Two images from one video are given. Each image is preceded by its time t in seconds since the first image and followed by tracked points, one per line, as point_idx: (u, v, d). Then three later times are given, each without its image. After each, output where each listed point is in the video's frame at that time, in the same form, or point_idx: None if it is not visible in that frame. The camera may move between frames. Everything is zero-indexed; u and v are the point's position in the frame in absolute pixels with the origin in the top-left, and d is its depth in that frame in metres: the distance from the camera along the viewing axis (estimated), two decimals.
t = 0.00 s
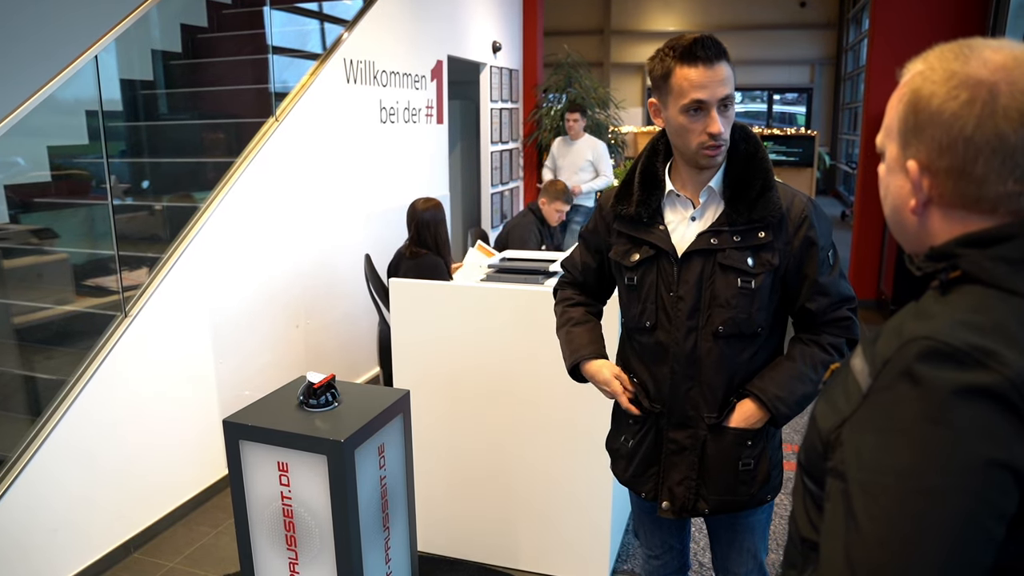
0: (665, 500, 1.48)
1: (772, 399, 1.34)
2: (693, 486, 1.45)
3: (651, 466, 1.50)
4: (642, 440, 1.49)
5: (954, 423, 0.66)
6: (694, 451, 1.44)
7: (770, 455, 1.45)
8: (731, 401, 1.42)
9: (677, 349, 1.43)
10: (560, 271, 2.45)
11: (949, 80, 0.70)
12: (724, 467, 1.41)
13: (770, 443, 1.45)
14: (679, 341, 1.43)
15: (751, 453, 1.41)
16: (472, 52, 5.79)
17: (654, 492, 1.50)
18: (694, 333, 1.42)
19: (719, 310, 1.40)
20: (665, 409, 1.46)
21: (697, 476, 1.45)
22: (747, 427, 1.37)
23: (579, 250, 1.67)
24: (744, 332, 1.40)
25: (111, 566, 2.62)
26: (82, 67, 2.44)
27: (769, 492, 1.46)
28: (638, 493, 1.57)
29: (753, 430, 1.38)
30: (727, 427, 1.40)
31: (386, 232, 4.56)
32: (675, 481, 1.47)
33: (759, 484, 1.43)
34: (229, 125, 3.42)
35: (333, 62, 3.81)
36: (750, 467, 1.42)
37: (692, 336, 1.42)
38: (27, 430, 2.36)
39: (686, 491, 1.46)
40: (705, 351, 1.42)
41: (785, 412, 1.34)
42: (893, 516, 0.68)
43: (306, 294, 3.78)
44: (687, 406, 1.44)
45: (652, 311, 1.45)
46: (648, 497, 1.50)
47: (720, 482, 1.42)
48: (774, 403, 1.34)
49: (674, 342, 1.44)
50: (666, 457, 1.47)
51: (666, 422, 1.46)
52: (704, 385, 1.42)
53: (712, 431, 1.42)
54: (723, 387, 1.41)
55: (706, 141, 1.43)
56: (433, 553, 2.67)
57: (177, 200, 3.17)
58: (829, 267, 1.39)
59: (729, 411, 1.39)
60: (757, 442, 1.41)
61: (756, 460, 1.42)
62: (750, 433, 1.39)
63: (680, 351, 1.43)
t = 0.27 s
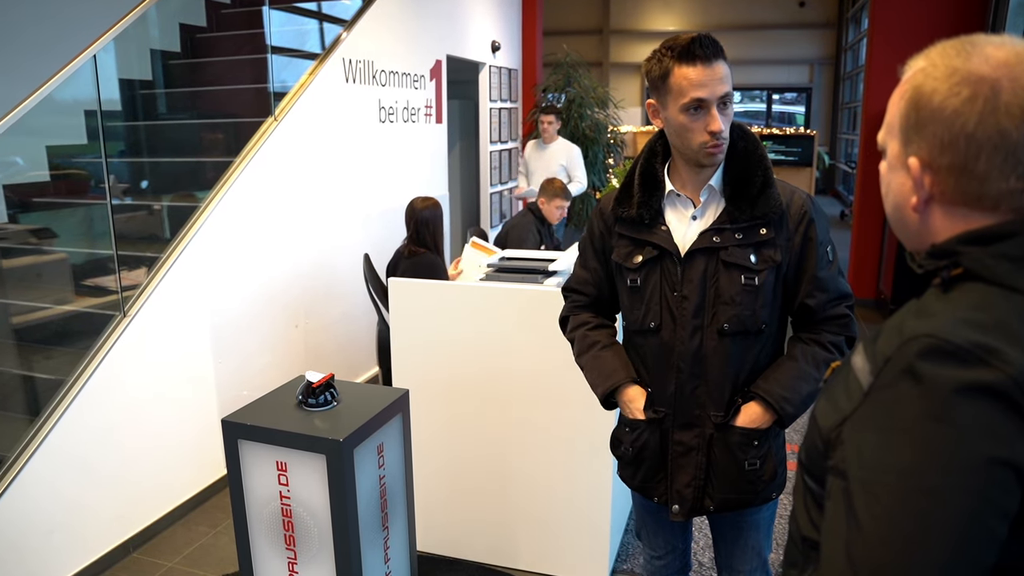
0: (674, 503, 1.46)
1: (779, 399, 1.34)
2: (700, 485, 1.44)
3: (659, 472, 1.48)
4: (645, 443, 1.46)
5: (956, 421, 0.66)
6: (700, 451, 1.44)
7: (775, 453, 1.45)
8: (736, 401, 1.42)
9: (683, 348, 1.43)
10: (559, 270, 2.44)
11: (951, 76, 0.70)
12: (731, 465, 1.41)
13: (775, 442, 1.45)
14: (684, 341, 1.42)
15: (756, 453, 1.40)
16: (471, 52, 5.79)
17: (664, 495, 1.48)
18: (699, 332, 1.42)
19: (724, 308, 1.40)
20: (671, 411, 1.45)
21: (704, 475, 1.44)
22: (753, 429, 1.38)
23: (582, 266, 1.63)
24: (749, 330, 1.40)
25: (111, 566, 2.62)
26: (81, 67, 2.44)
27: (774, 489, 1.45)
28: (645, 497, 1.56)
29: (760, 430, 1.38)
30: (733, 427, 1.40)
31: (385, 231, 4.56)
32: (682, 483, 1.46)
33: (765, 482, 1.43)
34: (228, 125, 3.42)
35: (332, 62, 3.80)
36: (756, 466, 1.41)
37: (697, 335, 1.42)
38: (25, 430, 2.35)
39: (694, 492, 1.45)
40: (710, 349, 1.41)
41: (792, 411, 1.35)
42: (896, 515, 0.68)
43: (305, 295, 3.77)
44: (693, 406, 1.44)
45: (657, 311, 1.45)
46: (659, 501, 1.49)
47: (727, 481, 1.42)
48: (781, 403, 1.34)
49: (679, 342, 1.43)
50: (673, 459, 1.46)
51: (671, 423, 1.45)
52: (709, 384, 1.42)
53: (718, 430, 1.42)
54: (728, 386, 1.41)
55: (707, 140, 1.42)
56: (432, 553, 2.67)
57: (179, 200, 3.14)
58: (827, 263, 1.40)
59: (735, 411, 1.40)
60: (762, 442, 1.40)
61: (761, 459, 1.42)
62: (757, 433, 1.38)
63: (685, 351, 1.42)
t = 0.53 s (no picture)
0: (675, 502, 1.46)
1: (780, 397, 1.35)
2: (701, 484, 1.44)
3: (659, 471, 1.48)
4: (646, 441, 1.46)
5: (954, 421, 0.66)
6: (701, 450, 1.44)
7: (775, 452, 1.45)
8: (737, 400, 1.42)
9: (684, 348, 1.43)
10: (558, 270, 2.44)
11: (948, 76, 0.71)
12: (732, 464, 1.41)
13: (775, 441, 1.45)
14: (686, 340, 1.42)
15: (757, 452, 1.40)
16: (470, 52, 5.79)
17: (665, 495, 1.48)
18: (700, 331, 1.42)
19: (725, 307, 1.40)
20: (671, 411, 1.45)
21: (705, 474, 1.44)
22: (753, 428, 1.38)
23: (585, 270, 1.63)
24: (749, 329, 1.40)
25: (109, 565, 2.62)
26: (79, 66, 2.44)
27: (774, 489, 1.45)
28: (646, 497, 1.56)
29: (760, 429, 1.38)
30: (734, 426, 1.40)
31: (384, 231, 4.56)
32: (683, 482, 1.46)
33: (766, 481, 1.43)
34: (227, 125, 3.41)
35: (331, 62, 3.80)
36: (756, 465, 1.41)
37: (698, 335, 1.42)
38: (23, 430, 2.35)
39: (695, 491, 1.45)
40: (712, 349, 1.42)
41: (792, 410, 1.35)
42: (894, 515, 0.68)
43: (304, 294, 3.77)
44: (694, 406, 1.44)
45: (658, 311, 1.45)
46: (660, 501, 1.49)
47: (729, 480, 1.42)
48: (782, 402, 1.35)
49: (680, 341, 1.43)
50: (674, 458, 1.46)
51: (672, 422, 1.45)
52: (710, 383, 1.42)
53: (719, 429, 1.42)
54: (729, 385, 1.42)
55: (706, 140, 1.43)
56: (430, 553, 2.67)
57: (181, 201, 3.10)
58: (826, 262, 1.40)
59: (735, 410, 1.40)
60: (763, 441, 1.40)
61: (761, 459, 1.42)
62: (757, 432, 1.38)
63: (686, 350, 1.43)
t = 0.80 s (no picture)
0: (673, 501, 1.47)
1: (778, 398, 1.35)
2: (699, 484, 1.45)
3: (657, 470, 1.48)
4: (645, 440, 1.46)
5: (956, 425, 0.66)
6: (699, 450, 1.44)
7: (774, 453, 1.45)
8: (736, 401, 1.42)
9: (683, 348, 1.43)
10: (557, 270, 2.44)
11: (965, 68, 0.70)
12: (730, 464, 1.42)
13: (774, 442, 1.45)
14: (685, 340, 1.43)
15: (756, 452, 1.41)
16: (469, 52, 5.79)
17: (663, 495, 1.49)
18: (699, 331, 1.42)
19: (724, 308, 1.40)
20: (669, 410, 1.46)
21: (703, 474, 1.45)
22: (751, 428, 1.39)
23: (586, 269, 1.63)
24: (748, 329, 1.40)
25: (109, 565, 2.62)
26: (79, 66, 2.44)
27: (773, 489, 1.46)
28: (644, 496, 1.56)
29: (759, 429, 1.39)
30: (732, 426, 1.40)
31: (383, 232, 4.56)
32: (681, 482, 1.46)
33: (764, 481, 1.43)
34: (227, 125, 3.41)
35: (330, 62, 3.81)
36: (754, 466, 1.41)
37: (697, 335, 1.42)
38: (23, 430, 2.35)
39: (693, 491, 1.45)
40: (710, 349, 1.42)
41: (791, 411, 1.36)
42: (896, 517, 0.69)
43: (303, 294, 3.77)
44: (693, 406, 1.44)
45: (658, 310, 1.46)
46: (658, 500, 1.49)
47: (727, 480, 1.42)
48: (780, 403, 1.35)
49: (679, 341, 1.43)
50: (672, 458, 1.46)
51: (671, 422, 1.46)
52: (709, 383, 1.43)
53: (717, 429, 1.42)
54: (729, 386, 1.42)
55: (706, 140, 1.43)
56: (429, 552, 2.67)
57: (181, 200, 3.11)
58: (826, 263, 1.40)
59: (734, 410, 1.41)
60: (761, 441, 1.41)
61: (760, 459, 1.42)
62: (755, 433, 1.39)
63: (686, 350, 1.43)
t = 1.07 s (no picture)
0: (670, 501, 1.47)
1: (776, 399, 1.36)
2: (696, 484, 1.45)
3: (656, 469, 1.49)
4: (644, 439, 1.47)
5: (972, 423, 0.63)
6: (697, 450, 1.44)
7: (772, 454, 1.45)
8: (734, 401, 1.42)
9: (682, 348, 1.43)
10: (555, 270, 2.44)
11: (1000, 61, 0.69)
12: (727, 464, 1.42)
13: (772, 442, 1.45)
14: (683, 339, 1.43)
15: (753, 453, 1.41)
16: (469, 52, 5.80)
17: (661, 494, 1.49)
18: (697, 331, 1.42)
19: (723, 308, 1.41)
20: (667, 410, 1.46)
21: (700, 474, 1.45)
22: (750, 428, 1.39)
23: (587, 268, 1.64)
24: (747, 330, 1.40)
25: (108, 565, 2.62)
26: (78, 66, 2.44)
27: (771, 490, 1.46)
28: (643, 495, 1.56)
29: (757, 430, 1.39)
30: (730, 426, 1.41)
31: (382, 232, 4.57)
32: (678, 481, 1.46)
33: (762, 482, 1.43)
34: (226, 126, 3.37)
35: (329, 62, 3.82)
36: (751, 466, 1.41)
37: (695, 335, 1.43)
38: (22, 430, 2.36)
39: (691, 490, 1.46)
40: (709, 349, 1.42)
41: (789, 412, 1.36)
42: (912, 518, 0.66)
43: (302, 294, 3.77)
44: (691, 405, 1.44)
45: (657, 310, 1.46)
46: (656, 499, 1.50)
47: (724, 480, 1.43)
48: (777, 403, 1.36)
49: (677, 340, 1.44)
50: (670, 457, 1.47)
51: (668, 422, 1.46)
52: (708, 383, 1.43)
53: (715, 429, 1.42)
54: (728, 386, 1.42)
55: (706, 141, 1.44)
56: (428, 552, 2.67)
57: (181, 200, 3.05)
58: (827, 264, 1.40)
59: (732, 410, 1.41)
60: (759, 442, 1.41)
61: (757, 460, 1.42)
62: (752, 433, 1.39)
63: (684, 350, 1.43)
